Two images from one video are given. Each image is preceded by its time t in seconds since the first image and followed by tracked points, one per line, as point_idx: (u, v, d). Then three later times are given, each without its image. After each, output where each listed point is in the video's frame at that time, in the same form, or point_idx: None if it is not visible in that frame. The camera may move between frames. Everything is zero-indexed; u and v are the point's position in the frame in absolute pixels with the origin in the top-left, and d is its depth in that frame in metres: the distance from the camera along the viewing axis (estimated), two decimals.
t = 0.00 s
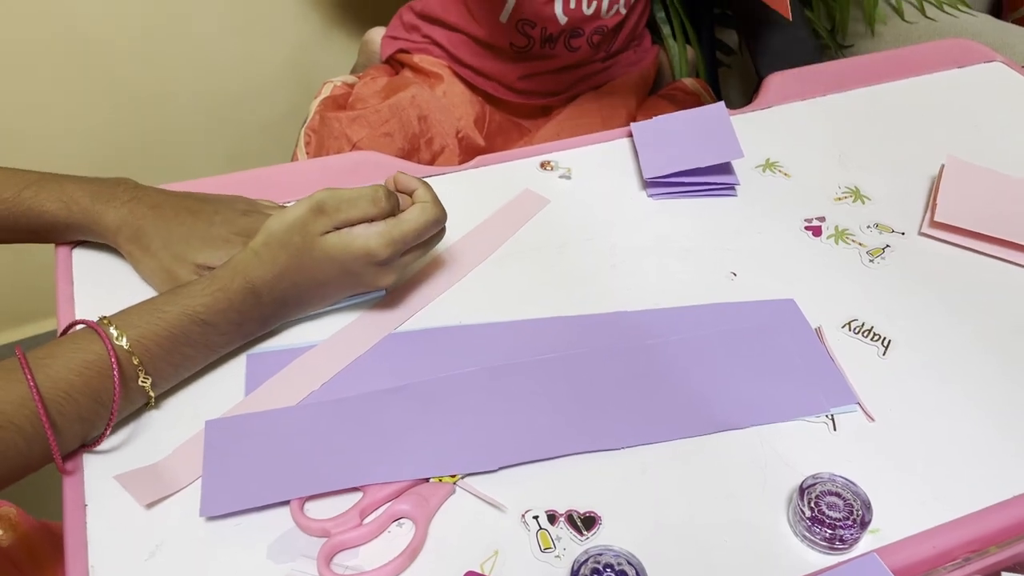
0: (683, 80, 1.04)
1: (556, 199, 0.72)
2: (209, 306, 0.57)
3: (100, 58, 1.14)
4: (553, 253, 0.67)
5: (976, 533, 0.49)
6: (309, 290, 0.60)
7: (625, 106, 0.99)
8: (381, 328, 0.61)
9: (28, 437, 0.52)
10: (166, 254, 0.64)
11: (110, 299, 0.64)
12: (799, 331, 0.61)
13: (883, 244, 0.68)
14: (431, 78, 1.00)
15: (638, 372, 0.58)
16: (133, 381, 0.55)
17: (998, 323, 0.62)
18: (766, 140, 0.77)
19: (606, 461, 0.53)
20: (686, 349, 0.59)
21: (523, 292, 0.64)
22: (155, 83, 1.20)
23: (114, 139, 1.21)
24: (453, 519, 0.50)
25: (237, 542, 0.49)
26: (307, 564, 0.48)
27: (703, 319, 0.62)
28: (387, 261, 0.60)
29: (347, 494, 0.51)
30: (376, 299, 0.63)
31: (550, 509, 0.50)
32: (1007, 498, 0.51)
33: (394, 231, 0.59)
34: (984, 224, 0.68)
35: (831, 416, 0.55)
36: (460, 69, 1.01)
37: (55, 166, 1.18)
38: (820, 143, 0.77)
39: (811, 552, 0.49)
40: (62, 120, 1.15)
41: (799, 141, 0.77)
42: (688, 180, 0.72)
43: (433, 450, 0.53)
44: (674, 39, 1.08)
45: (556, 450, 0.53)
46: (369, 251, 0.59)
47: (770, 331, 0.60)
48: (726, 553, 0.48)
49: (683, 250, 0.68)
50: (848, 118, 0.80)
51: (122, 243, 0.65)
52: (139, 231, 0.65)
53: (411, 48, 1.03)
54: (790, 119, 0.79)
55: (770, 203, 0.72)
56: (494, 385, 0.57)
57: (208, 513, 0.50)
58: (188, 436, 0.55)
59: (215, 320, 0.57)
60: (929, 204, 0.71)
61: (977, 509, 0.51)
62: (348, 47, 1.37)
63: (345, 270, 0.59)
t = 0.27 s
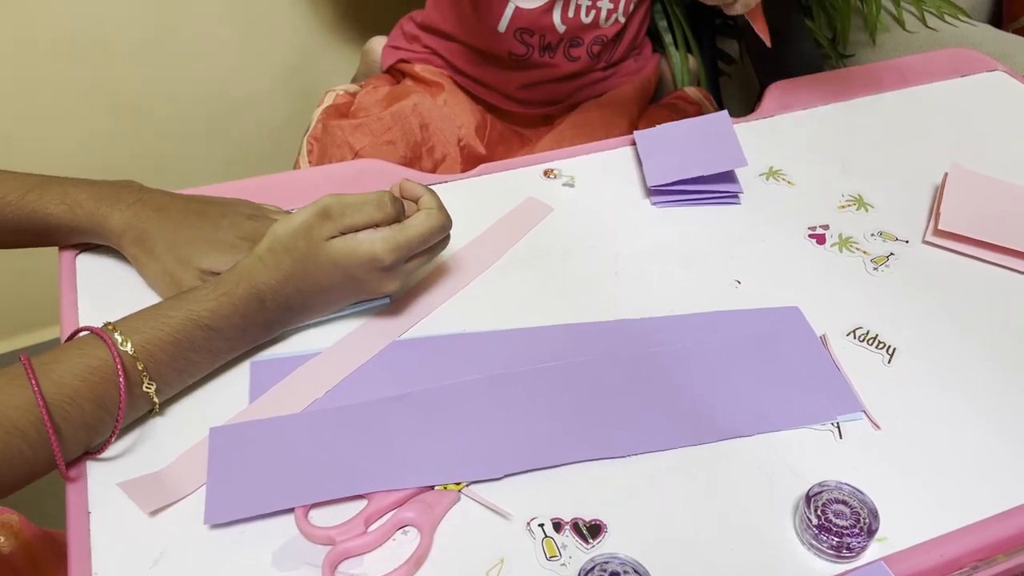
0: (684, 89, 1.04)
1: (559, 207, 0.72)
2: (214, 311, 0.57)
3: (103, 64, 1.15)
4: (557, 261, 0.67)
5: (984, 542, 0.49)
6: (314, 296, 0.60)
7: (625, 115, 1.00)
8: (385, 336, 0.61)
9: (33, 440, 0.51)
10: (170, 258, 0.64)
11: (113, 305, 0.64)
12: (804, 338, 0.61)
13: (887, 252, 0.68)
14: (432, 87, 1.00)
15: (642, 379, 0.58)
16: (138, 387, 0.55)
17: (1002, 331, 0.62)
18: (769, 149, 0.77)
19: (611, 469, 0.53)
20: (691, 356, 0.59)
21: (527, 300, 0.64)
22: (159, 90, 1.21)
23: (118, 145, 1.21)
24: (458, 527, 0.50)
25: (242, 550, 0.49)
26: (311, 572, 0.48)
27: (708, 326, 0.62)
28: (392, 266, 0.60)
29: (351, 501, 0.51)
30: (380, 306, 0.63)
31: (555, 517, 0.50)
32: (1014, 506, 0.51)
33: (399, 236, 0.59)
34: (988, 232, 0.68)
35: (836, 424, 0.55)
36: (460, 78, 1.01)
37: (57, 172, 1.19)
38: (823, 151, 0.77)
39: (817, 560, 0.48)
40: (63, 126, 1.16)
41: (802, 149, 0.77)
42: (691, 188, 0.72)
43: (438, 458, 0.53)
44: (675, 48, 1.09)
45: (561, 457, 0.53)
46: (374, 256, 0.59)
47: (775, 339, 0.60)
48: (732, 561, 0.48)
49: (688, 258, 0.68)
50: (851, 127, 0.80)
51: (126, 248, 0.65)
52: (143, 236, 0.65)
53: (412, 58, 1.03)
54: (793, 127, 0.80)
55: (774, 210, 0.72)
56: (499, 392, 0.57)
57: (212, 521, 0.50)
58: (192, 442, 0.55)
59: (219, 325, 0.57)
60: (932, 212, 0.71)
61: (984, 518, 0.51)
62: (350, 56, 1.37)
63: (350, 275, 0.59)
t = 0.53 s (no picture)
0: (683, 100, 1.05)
1: (559, 218, 0.73)
2: (215, 322, 0.58)
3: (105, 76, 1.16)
4: (556, 272, 0.68)
5: (982, 554, 0.49)
6: (315, 308, 0.60)
7: (624, 125, 1.00)
8: (385, 347, 0.61)
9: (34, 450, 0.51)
10: (172, 270, 0.64)
11: (115, 316, 0.64)
12: (802, 350, 0.61)
13: (885, 263, 0.68)
14: (431, 97, 1.01)
15: (640, 390, 0.58)
16: (139, 398, 0.55)
17: (1000, 343, 0.62)
18: (768, 161, 0.78)
19: (610, 481, 0.53)
20: (689, 368, 0.59)
21: (526, 311, 0.64)
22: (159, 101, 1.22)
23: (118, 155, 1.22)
24: (457, 538, 0.50)
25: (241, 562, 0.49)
26: None
27: (706, 337, 0.62)
28: (392, 278, 0.60)
29: (350, 513, 0.51)
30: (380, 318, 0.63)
31: (554, 528, 0.50)
32: (1012, 518, 0.51)
33: (400, 249, 0.59)
34: (986, 244, 0.68)
35: (834, 436, 0.56)
36: (459, 89, 1.02)
37: (58, 180, 1.20)
38: (821, 163, 0.78)
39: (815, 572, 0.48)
40: (64, 139, 1.17)
41: (800, 161, 0.78)
42: (689, 200, 0.73)
43: (437, 469, 0.53)
44: (674, 60, 1.10)
45: (559, 469, 0.53)
46: (375, 268, 0.59)
47: (773, 350, 0.61)
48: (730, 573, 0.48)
49: (687, 270, 0.68)
50: (849, 139, 0.81)
51: (129, 260, 0.65)
52: (145, 248, 0.65)
53: (412, 69, 1.04)
54: (792, 139, 0.80)
55: (772, 222, 0.72)
56: (498, 404, 0.57)
57: (211, 532, 0.50)
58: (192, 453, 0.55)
59: (220, 336, 0.57)
60: (930, 224, 0.72)
61: (981, 530, 0.51)
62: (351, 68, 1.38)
63: (350, 287, 0.59)
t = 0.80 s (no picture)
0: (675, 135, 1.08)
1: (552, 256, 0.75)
2: (221, 363, 0.60)
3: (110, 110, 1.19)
4: (548, 309, 0.70)
5: None
6: (317, 348, 0.62)
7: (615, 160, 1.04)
8: (384, 385, 0.63)
9: (49, 489, 0.54)
10: (179, 308, 0.67)
11: (124, 352, 0.66)
12: (783, 386, 0.63)
13: (865, 301, 0.71)
14: (430, 133, 1.04)
15: (629, 426, 0.60)
16: (147, 436, 0.57)
17: (974, 380, 0.65)
18: (754, 200, 0.81)
19: (598, 515, 0.55)
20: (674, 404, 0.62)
21: (519, 348, 0.67)
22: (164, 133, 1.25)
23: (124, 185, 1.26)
24: (451, 571, 0.52)
25: None
26: None
27: (692, 373, 0.65)
28: (392, 321, 0.62)
29: (349, 546, 0.53)
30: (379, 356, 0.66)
31: (544, 561, 0.53)
32: (982, 551, 0.54)
33: (400, 293, 0.62)
34: (962, 281, 0.71)
35: (814, 470, 0.58)
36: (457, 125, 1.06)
37: (66, 210, 1.23)
38: (805, 202, 0.81)
39: None
40: (68, 173, 1.21)
41: (785, 200, 0.81)
42: (677, 238, 0.75)
43: (432, 504, 0.55)
44: (666, 95, 1.13)
45: (550, 503, 0.55)
46: (376, 312, 0.61)
47: (755, 386, 0.63)
48: None
49: (674, 307, 0.71)
50: (832, 178, 0.83)
51: (139, 299, 0.68)
52: (154, 287, 0.68)
53: (412, 104, 1.08)
54: (777, 178, 0.83)
55: (757, 260, 0.75)
56: (491, 440, 0.59)
57: (218, 565, 0.52)
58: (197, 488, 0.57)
59: (225, 376, 0.60)
60: (909, 262, 0.74)
61: (951, 563, 0.53)
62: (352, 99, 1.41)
63: (352, 329, 0.62)
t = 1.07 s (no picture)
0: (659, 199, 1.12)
1: (539, 324, 0.79)
2: (222, 434, 0.64)
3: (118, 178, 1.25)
4: (534, 378, 0.74)
5: None
6: (314, 419, 0.66)
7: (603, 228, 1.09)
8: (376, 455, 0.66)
9: (57, 554, 0.58)
10: (183, 377, 0.70)
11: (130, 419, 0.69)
12: (757, 453, 0.67)
13: (835, 369, 0.75)
14: (424, 201, 1.09)
15: (611, 492, 0.64)
16: (151, 504, 0.60)
17: (938, 448, 0.68)
18: (731, 270, 0.85)
19: None
20: (653, 471, 0.66)
21: (506, 416, 0.70)
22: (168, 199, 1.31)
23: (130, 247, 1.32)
24: None
25: None
26: None
27: (671, 441, 0.68)
28: (385, 394, 0.66)
29: None
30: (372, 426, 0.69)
31: None
32: None
33: (393, 367, 0.65)
34: (926, 352, 0.75)
35: (786, 536, 0.62)
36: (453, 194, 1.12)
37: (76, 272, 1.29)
38: (779, 272, 0.85)
39: None
40: (76, 240, 1.27)
41: (760, 270, 0.85)
42: (658, 308, 0.79)
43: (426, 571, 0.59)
44: (650, 161, 1.19)
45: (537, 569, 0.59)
46: (369, 385, 0.65)
47: (731, 452, 0.67)
48: None
49: (654, 375, 0.74)
50: (805, 248, 0.88)
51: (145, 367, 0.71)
52: (159, 356, 0.71)
53: (409, 172, 1.13)
54: (753, 248, 0.88)
55: (733, 329, 0.79)
56: (481, 507, 0.63)
57: None
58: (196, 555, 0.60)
59: (226, 447, 0.63)
60: (876, 332, 0.78)
61: None
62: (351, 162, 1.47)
63: (347, 402, 0.65)
